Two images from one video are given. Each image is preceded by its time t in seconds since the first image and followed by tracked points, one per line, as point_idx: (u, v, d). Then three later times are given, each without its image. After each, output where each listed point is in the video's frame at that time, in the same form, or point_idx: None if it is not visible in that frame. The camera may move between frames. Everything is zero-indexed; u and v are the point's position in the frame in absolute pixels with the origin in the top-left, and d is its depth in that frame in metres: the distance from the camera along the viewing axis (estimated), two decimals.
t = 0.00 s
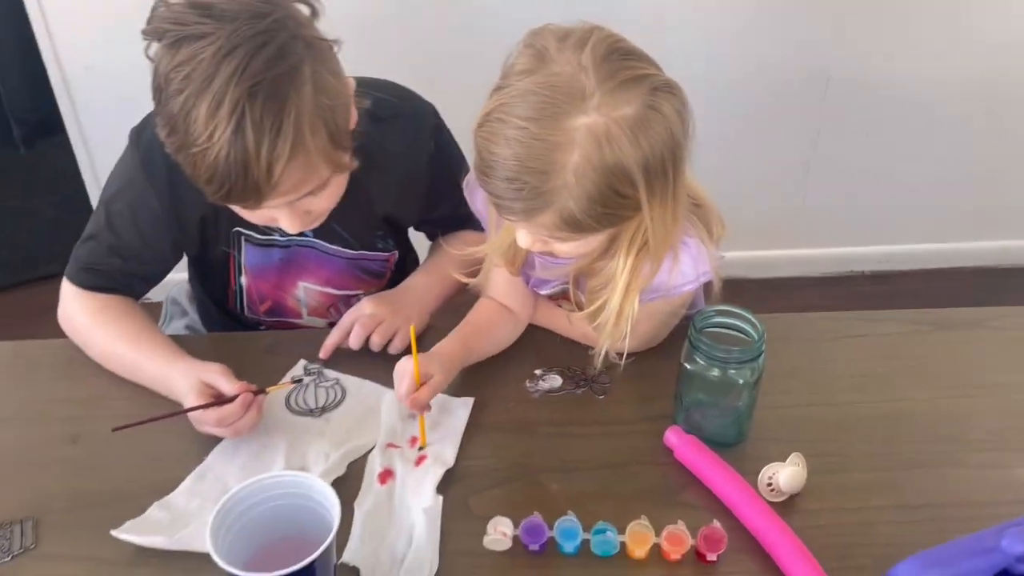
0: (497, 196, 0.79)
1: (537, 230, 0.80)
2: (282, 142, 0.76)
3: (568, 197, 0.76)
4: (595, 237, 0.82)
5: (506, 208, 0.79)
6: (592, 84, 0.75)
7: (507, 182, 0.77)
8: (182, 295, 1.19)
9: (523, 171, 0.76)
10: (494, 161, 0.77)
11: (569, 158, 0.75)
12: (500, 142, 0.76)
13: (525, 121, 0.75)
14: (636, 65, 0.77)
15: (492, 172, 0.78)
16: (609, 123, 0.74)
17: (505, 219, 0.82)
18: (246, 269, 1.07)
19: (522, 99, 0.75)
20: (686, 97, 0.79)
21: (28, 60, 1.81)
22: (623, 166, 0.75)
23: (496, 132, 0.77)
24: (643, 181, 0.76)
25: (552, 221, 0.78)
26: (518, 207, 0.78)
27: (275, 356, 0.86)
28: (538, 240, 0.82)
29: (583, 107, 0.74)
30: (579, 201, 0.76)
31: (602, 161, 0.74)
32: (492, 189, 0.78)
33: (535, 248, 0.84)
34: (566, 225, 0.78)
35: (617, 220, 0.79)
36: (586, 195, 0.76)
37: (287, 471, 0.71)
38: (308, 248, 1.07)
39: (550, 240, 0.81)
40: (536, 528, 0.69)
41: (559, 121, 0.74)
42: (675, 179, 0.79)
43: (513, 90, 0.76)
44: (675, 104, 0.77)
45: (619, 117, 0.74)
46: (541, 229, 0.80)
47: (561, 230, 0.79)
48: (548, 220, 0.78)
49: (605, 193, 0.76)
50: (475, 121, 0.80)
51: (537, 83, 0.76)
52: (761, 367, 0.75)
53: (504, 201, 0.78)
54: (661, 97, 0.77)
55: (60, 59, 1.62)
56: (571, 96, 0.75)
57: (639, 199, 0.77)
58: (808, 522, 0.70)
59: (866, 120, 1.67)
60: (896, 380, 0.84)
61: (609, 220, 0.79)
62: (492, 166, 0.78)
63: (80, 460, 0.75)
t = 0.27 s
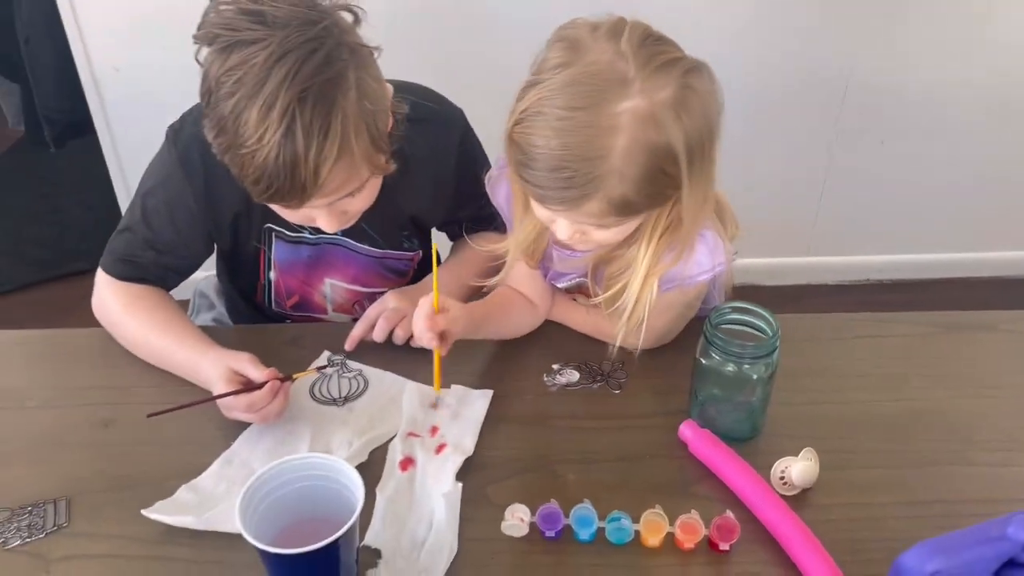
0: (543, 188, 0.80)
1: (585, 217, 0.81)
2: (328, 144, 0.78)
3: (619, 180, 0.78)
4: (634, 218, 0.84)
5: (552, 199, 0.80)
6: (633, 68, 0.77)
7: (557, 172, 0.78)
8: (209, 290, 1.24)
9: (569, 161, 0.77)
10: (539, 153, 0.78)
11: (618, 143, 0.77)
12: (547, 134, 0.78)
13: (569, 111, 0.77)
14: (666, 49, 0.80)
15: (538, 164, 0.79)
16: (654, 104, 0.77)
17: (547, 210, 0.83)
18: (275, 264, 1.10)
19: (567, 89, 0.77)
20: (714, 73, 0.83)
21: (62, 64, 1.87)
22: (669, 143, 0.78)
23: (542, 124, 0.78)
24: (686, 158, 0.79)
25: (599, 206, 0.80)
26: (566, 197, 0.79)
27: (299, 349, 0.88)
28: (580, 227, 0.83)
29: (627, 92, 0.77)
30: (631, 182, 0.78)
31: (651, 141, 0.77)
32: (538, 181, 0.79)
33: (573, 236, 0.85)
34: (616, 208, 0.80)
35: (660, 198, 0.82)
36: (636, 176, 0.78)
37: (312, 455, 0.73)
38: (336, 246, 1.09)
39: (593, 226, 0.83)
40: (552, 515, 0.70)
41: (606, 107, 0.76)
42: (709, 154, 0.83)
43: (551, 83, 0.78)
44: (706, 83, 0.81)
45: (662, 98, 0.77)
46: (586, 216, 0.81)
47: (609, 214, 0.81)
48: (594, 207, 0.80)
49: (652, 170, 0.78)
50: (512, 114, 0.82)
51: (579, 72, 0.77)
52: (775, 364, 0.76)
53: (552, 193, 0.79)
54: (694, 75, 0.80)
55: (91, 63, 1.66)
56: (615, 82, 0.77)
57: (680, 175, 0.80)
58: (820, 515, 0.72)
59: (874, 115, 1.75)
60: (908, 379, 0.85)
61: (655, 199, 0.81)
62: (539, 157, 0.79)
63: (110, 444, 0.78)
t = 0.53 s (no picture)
0: (609, 182, 0.78)
1: (651, 206, 0.79)
2: (356, 134, 0.79)
3: (687, 161, 0.77)
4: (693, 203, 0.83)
5: (616, 192, 0.78)
6: (682, 50, 0.78)
7: (622, 162, 0.76)
8: (232, 291, 1.25)
9: (633, 150, 0.76)
10: (600, 146, 0.77)
11: (683, 124, 0.76)
12: (608, 123, 0.76)
13: (628, 100, 0.76)
14: (705, 33, 0.81)
15: (600, 156, 0.77)
16: (711, 81, 0.77)
17: (605, 205, 0.80)
18: (297, 265, 1.12)
19: (623, 76, 0.77)
20: (749, 52, 0.84)
21: (87, 69, 1.91)
22: (729, 118, 0.78)
23: (602, 114, 0.76)
24: (742, 133, 0.80)
25: (665, 192, 0.78)
26: (631, 186, 0.77)
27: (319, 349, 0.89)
28: (639, 220, 0.81)
29: (681, 74, 0.77)
30: (699, 161, 0.77)
31: (714, 117, 0.77)
32: (599, 175, 0.78)
33: (628, 232, 0.83)
34: (682, 192, 0.79)
35: (720, 179, 0.81)
36: (704, 154, 0.77)
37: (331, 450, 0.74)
38: (357, 248, 1.11)
39: (654, 217, 0.81)
40: (569, 514, 0.71)
41: (665, 89, 0.76)
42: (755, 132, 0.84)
43: (602, 78, 0.77)
44: (747, 62, 0.82)
45: (715, 75, 0.78)
46: (651, 205, 0.79)
47: (676, 198, 0.79)
48: (659, 195, 0.79)
49: (714, 147, 0.78)
50: (562, 113, 0.80)
51: (630, 61, 0.77)
52: (791, 366, 0.76)
53: (619, 184, 0.77)
54: (735, 54, 0.81)
55: (116, 69, 1.69)
56: (668, 65, 0.77)
57: (736, 152, 0.80)
58: (835, 517, 0.72)
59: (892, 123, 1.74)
60: (924, 383, 0.85)
61: (718, 179, 0.80)
62: (601, 148, 0.77)
63: (134, 439, 0.79)
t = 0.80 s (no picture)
0: (637, 188, 0.76)
1: (678, 214, 0.78)
2: (329, 66, 0.80)
3: (717, 170, 0.76)
4: (718, 212, 0.82)
5: (644, 200, 0.77)
6: (715, 59, 0.77)
7: (652, 169, 0.75)
8: (245, 292, 1.26)
9: (664, 158, 0.75)
10: (630, 154, 0.76)
11: (715, 133, 0.75)
12: (639, 131, 0.75)
13: (660, 109, 0.75)
14: (737, 43, 0.81)
15: (628, 162, 0.76)
16: (743, 91, 0.76)
17: (630, 211, 0.79)
18: (308, 258, 1.12)
19: (657, 84, 0.76)
20: (780, 63, 0.84)
21: (102, 72, 1.93)
22: (761, 128, 0.77)
23: (633, 122, 0.76)
24: (773, 143, 0.79)
25: (693, 202, 0.78)
26: (659, 195, 0.76)
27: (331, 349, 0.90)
28: (663, 228, 0.81)
29: (714, 83, 0.76)
30: (730, 171, 0.77)
31: (746, 127, 0.76)
32: (627, 183, 0.77)
33: (651, 239, 0.82)
34: (710, 201, 0.78)
35: (748, 190, 0.81)
36: (734, 164, 0.77)
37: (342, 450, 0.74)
38: (366, 238, 1.12)
39: (679, 225, 0.80)
40: (580, 515, 0.71)
41: (698, 98, 0.75)
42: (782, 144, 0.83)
43: (634, 85, 0.76)
44: (778, 73, 0.82)
45: (748, 85, 0.77)
46: (677, 213, 0.78)
47: (703, 206, 0.78)
48: (687, 204, 0.78)
49: (745, 159, 0.77)
50: (590, 119, 0.79)
51: (663, 69, 0.77)
52: (803, 368, 0.76)
53: (648, 191, 0.76)
54: (766, 64, 0.81)
55: (130, 73, 1.70)
56: (702, 74, 0.76)
57: (765, 164, 0.79)
58: (848, 519, 0.71)
59: (902, 124, 1.75)
60: (938, 386, 0.85)
61: (745, 189, 0.80)
62: (630, 156, 0.76)
63: (146, 439, 0.80)
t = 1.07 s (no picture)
0: (646, 189, 0.76)
1: (685, 214, 0.78)
2: None
3: (726, 170, 0.76)
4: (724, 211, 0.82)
5: (651, 202, 0.77)
6: (722, 58, 0.77)
7: (660, 171, 0.75)
8: (250, 292, 1.27)
9: (672, 159, 0.75)
10: (637, 156, 0.75)
11: (723, 132, 0.75)
12: (646, 132, 0.75)
13: (667, 109, 0.75)
14: (742, 42, 0.80)
15: (636, 163, 0.75)
16: (750, 89, 0.76)
17: (637, 212, 0.79)
18: (306, 237, 1.13)
19: (664, 85, 0.75)
20: (784, 60, 0.83)
21: (108, 75, 1.93)
22: (768, 126, 0.77)
23: (641, 123, 0.75)
24: (779, 141, 0.79)
25: (701, 202, 0.77)
26: (667, 197, 0.76)
27: (337, 350, 0.90)
28: (670, 228, 0.80)
29: (721, 82, 0.76)
30: (737, 171, 0.77)
31: (754, 126, 0.76)
32: (635, 185, 0.76)
33: (658, 239, 0.82)
34: (717, 200, 0.78)
35: (754, 189, 0.80)
36: (742, 163, 0.76)
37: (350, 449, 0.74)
38: (363, 217, 1.12)
39: (685, 225, 0.80)
40: (587, 515, 0.71)
41: (706, 98, 0.75)
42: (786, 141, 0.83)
43: (640, 86, 0.76)
44: (782, 70, 0.81)
45: (754, 84, 0.77)
46: (685, 214, 0.78)
47: (711, 206, 0.78)
48: (694, 204, 0.78)
49: (752, 158, 0.77)
50: (596, 121, 0.79)
51: (669, 69, 0.76)
52: (812, 367, 0.76)
53: (656, 193, 0.76)
54: (771, 62, 0.80)
55: (136, 75, 1.70)
56: (709, 73, 0.76)
57: (772, 162, 0.79)
58: (857, 519, 0.71)
59: (910, 123, 1.74)
60: (946, 385, 0.84)
61: (752, 188, 0.80)
62: (638, 158, 0.75)
63: (153, 439, 0.80)
